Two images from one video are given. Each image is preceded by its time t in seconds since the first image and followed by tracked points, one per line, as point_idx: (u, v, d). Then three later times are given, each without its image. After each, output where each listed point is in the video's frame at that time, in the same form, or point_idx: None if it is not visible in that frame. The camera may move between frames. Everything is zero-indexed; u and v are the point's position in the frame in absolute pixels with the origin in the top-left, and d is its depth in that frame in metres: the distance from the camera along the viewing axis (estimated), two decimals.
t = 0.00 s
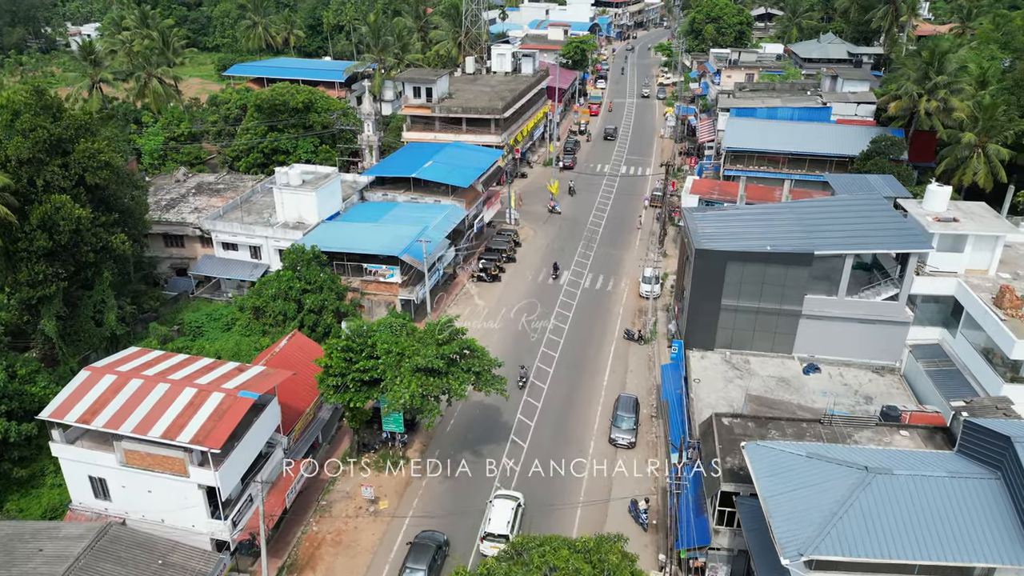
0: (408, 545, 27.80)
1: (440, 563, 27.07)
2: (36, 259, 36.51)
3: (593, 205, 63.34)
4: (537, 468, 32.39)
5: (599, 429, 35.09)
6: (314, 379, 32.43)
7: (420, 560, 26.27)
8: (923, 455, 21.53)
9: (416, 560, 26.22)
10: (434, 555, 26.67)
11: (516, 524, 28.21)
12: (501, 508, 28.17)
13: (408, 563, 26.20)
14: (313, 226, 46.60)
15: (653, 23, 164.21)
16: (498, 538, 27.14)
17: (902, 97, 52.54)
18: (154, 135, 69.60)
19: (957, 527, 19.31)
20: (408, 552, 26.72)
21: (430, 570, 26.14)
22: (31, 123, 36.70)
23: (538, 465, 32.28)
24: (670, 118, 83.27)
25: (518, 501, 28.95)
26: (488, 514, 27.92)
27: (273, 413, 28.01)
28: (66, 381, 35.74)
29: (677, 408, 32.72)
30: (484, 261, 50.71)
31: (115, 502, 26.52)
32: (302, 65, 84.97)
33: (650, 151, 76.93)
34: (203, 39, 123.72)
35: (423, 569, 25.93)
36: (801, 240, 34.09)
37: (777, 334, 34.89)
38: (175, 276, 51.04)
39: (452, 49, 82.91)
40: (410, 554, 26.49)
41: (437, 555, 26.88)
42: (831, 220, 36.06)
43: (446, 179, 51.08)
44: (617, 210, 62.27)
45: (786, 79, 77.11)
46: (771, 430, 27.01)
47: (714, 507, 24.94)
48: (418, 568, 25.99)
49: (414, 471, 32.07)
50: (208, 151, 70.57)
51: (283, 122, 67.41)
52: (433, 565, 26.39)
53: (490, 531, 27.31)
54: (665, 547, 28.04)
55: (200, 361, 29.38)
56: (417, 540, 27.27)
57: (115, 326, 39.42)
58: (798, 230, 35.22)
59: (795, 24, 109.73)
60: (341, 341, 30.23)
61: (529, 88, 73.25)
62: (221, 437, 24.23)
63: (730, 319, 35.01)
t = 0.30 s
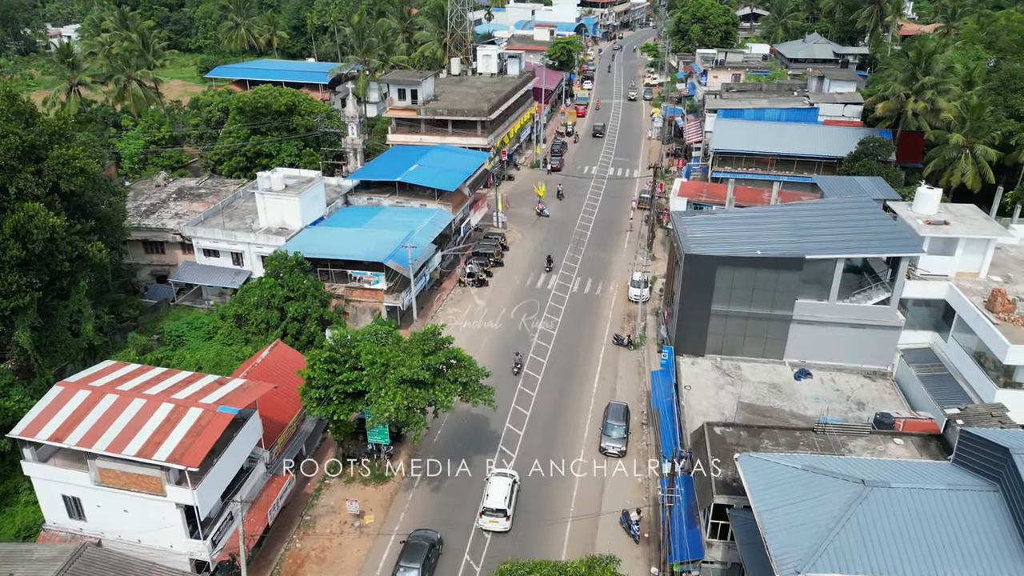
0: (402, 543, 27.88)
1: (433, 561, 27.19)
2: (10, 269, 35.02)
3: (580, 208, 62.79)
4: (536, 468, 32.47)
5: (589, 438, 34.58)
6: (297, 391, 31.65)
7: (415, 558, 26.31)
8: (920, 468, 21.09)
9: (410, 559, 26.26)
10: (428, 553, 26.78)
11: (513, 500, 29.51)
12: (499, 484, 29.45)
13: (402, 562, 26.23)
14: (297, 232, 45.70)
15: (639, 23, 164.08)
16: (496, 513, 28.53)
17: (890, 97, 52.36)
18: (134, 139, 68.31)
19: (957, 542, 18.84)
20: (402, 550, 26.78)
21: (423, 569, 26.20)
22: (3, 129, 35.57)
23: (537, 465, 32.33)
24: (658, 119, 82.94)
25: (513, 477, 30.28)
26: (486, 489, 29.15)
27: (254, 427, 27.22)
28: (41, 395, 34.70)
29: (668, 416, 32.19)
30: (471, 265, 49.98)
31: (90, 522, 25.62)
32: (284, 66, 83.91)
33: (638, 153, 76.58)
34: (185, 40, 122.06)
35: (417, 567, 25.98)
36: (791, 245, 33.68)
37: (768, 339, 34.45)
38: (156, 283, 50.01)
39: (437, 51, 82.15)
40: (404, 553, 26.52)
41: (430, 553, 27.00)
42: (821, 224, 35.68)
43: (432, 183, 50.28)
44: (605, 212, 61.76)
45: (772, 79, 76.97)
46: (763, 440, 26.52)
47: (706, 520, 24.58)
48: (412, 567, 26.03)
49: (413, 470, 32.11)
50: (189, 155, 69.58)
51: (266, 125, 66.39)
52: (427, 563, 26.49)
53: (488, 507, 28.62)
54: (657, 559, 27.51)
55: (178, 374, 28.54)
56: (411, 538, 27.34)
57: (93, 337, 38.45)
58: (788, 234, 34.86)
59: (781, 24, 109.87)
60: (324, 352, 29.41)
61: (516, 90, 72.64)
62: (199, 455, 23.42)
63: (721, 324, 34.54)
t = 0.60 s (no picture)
0: (396, 542, 27.98)
1: (427, 559, 27.33)
2: None
3: (569, 211, 62.24)
4: (537, 468, 32.66)
5: (579, 446, 34.10)
6: (279, 404, 30.85)
7: (409, 556, 26.42)
8: (917, 480, 20.66)
9: (404, 557, 26.36)
10: (422, 551, 26.91)
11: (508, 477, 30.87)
12: (494, 462, 30.79)
13: (396, 560, 26.32)
14: (280, 238, 44.85)
15: (626, 23, 163.85)
16: (493, 488, 29.89)
17: (878, 99, 52.15)
18: (115, 143, 67.12)
19: (957, 558, 18.39)
20: (396, 548, 26.89)
21: (417, 568, 26.31)
22: None
23: (538, 465, 32.52)
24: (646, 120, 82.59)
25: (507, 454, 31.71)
26: (482, 467, 30.47)
27: (236, 442, 26.45)
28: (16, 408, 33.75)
29: (659, 424, 31.65)
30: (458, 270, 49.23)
31: (65, 543, 24.75)
32: (268, 69, 82.93)
33: (626, 154, 76.19)
34: (168, 41, 120.58)
35: (411, 565, 26.10)
36: (782, 249, 33.25)
37: (760, 346, 34.00)
38: (136, 291, 49.01)
39: (423, 52, 81.44)
40: (398, 551, 26.64)
41: (424, 551, 27.13)
42: (812, 228, 35.28)
43: (418, 187, 49.48)
44: (594, 215, 61.25)
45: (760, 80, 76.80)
46: (757, 450, 26.02)
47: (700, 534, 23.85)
48: (406, 565, 26.15)
49: (413, 470, 32.19)
50: (172, 159, 68.51)
51: (250, 128, 65.22)
52: (421, 562, 26.61)
53: (484, 483, 29.98)
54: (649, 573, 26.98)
55: (156, 388, 27.71)
56: (404, 537, 27.45)
57: (70, 347, 37.50)
58: (779, 238, 34.45)
59: (767, 24, 109.85)
60: (307, 363, 28.64)
61: (503, 91, 72.03)
62: (176, 474, 22.64)
63: (712, 330, 34.06)
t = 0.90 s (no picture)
0: (388, 541, 28.12)
1: (420, 557, 27.51)
2: None
3: (557, 214, 61.71)
4: (537, 468, 32.76)
5: (568, 455, 33.57)
6: (261, 418, 30.09)
7: (401, 554, 26.60)
8: (913, 494, 20.25)
9: (397, 555, 26.53)
10: (414, 549, 27.08)
11: (500, 454, 32.37)
12: (488, 440, 32.32)
13: (389, 558, 26.48)
14: (263, 244, 44.00)
15: (612, 23, 163.57)
16: (487, 465, 31.40)
17: (866, 100, 51.94)
18: (94, 147, 65.90)
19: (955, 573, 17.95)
20: (389, 547, 27.06)
21: (410, 565, 26.50)
22: None
23: (538, 465, 32.64)
24: (633, 122, 82.19)
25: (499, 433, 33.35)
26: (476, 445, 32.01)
27: (215, 458, 25.66)
28: None
29: (650, 432, 31.14)
30: (445, 275, 48.55)
31: (37, 566, 23.85)
32: (251, 71, 81.83)
33: (613, 156, 75.78)
34: (150, 43, 119.03)
35: (404, 564, 26.27)
36: (772, 254, 32.84)
37: (750, 351, 33.61)
38: (115, 299, 47.96)
39: (408, 53, 80.65)
40: (390, 549, 26.80)
41: (417, 549, 27.31)
42: (802, 232, 34.90)
43: (404, 191, 48.70)
44: (581, 218, 60.73)
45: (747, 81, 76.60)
46: (750, 460, 25.52)
47: (693, 548, 23.26)
48: (399, 563, 26.32)
49: (414, 470, 32.20)
50: (153, 163, 67.34)
51: (232, 132, 64.32)
52: (413, 560, 26.79)
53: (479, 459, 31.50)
54: None
55: (133, 403, 26.91)
56: (397, 535, 27.61)
57: (46, 359, 36.50)
58: (768, 242, 34.10)
59: (753, 24, 109.81)
60: (288, 375, 27.80)
61: (489, 93, 71.41)
62: (152, 494, 21.85)
63: (702, 336, 33.61)
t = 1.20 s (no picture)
0: (380, 538, 28.25)
1: (412, 554, 27.69)
2: None
3: (544, 216, 61.16)
4: (537, 469, 32.79)
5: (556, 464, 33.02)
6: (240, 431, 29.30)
7: (394, 551, 26.72)
8: (909, 506, 19.84)
9: (389, 552, 26.66)
10: (406, 546, 27.25)
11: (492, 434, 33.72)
12: (480, 419, 33.67)
13: (381, 555, 26.61)
14: (244, 250, 43.12)
15: (597, 23, 163.27)
16: (479, 442, 32.77)
17: (852, 100, 51.73)
18: (71, 151, 64.67)
19: None
20: (381, 544, 27.19)
21: (402, 562, 26.66)
22: None
23: (538, 465, 32.69)
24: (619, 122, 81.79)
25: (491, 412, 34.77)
26: (468, 424, 33.32)
27: (194, 474, 24.90)
28: None
29: (639, 441, 30.68)
30: (431, 280, 47.86)
31: None
32: (233, 72, 80.70)
33: (600, 157, 75.40)
34: (130, 44, 117.38)
35: (396, 560, 26.41)
36: (761, 258, 32.45)
37: (740, 357, 33.20)
38: (93, 307, 46.92)
39: (392, 55, 79.84)
40: (382, 546, 26.92)
41: (409, 546, 27.49)
42: (792, 235, 34.58)
43: (388, 195, 47.90)
44: (568, 221, 60.20)
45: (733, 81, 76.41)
46: (741, 470, 25.06)
47: (685, 561, 22.80)
48: (391, 560, 26.45)
49: (414, 470, 32.32)
50: (132, 167, 66.17)
51: (213, 135, 63.35)
52: (406, 556, 26.96)
53: (472, 437, 32.86)
54: None
55: (107, 419, 26.09)
56: (388, 532, 27.72)
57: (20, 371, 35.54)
58: (757, 245, 33.77)
59: (738, 24, 109.82)
60: (269, 388, 27.01)
61: (474, 95, 70.78)
62: (125, 516, 21.08)
63: (691, 342, 33.17)
